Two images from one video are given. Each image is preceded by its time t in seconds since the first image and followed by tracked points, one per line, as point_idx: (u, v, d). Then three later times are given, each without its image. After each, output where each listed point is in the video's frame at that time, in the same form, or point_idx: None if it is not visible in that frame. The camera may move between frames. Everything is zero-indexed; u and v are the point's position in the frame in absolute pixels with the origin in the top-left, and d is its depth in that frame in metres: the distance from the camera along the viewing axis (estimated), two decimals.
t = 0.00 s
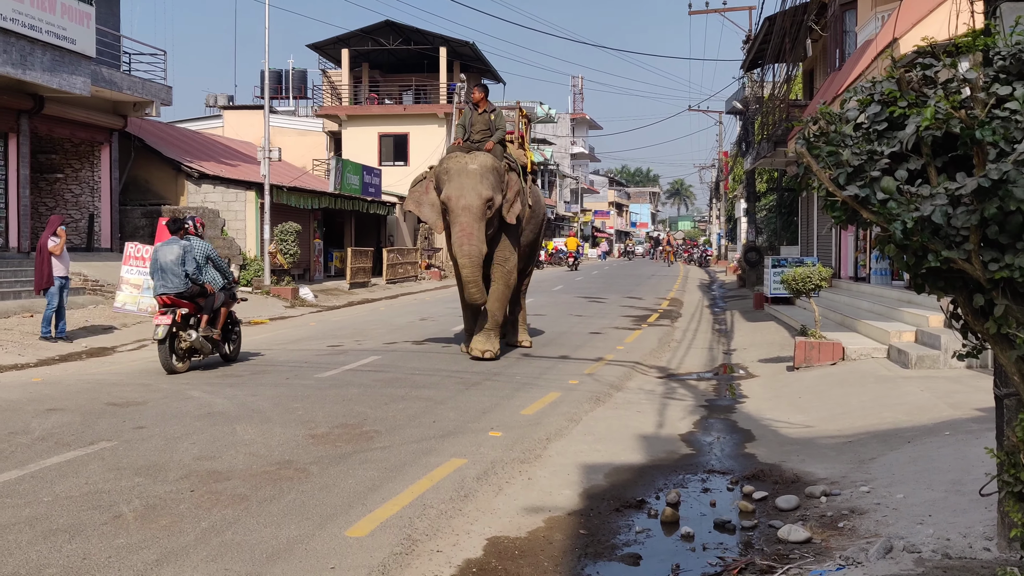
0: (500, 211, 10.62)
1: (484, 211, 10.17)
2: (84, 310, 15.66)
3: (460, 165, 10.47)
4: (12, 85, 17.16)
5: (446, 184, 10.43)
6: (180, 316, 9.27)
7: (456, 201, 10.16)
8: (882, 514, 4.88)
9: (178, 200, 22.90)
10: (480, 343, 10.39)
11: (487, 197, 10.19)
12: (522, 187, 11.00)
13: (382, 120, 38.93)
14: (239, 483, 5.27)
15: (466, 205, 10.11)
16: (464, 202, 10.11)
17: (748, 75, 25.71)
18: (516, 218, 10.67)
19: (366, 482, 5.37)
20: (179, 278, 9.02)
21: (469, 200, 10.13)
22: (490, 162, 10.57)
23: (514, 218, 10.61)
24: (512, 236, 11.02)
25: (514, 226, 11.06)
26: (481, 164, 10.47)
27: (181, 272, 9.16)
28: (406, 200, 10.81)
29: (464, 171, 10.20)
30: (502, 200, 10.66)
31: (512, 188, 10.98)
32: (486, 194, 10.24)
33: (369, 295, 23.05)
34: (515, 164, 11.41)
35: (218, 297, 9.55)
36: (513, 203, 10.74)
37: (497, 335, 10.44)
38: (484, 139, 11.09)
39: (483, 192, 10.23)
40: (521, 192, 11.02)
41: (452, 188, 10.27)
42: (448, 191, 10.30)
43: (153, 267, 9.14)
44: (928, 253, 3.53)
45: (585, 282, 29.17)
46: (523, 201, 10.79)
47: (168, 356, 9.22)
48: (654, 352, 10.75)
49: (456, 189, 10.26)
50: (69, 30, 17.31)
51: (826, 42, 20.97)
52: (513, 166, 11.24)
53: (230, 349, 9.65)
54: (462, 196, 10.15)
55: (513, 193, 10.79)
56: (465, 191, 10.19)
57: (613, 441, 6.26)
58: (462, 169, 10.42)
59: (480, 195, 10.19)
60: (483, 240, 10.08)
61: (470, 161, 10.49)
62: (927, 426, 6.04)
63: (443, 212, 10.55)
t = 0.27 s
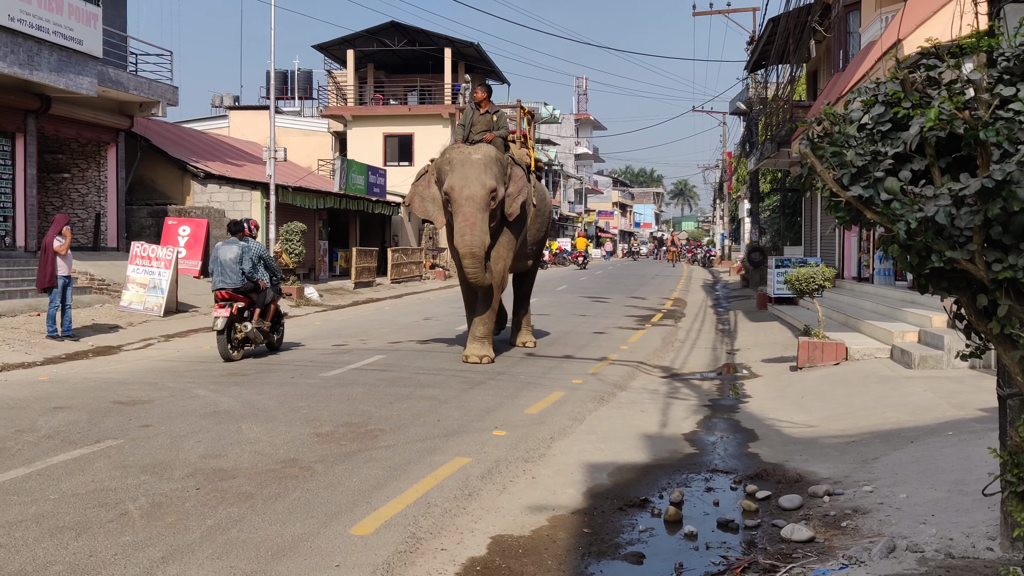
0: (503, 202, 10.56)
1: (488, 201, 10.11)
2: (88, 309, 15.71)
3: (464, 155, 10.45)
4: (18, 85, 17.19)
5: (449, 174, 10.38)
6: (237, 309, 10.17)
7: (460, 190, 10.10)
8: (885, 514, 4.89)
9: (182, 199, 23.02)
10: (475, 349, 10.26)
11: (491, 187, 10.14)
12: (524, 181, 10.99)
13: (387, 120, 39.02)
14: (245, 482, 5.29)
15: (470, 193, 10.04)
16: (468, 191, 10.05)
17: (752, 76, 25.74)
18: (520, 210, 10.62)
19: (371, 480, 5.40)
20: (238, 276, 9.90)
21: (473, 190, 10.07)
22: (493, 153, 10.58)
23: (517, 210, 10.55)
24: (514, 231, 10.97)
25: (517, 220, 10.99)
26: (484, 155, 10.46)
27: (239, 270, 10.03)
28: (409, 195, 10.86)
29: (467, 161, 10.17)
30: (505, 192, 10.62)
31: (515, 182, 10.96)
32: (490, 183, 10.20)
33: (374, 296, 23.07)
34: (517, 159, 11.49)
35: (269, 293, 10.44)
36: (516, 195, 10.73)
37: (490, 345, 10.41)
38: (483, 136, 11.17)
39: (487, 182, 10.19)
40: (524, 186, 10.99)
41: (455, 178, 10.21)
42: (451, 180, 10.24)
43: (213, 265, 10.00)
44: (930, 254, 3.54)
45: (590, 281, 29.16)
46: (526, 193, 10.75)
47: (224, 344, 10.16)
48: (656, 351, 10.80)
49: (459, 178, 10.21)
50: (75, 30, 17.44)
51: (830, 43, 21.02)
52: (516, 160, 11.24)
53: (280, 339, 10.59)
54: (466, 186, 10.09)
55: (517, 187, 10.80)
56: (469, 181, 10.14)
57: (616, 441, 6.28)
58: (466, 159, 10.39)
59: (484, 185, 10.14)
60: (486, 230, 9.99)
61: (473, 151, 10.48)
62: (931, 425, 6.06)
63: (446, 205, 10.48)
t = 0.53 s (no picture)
0: (502, 208, 10.74)
1: (486, 208, 10.29)
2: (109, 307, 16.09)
3: (462, 163, 10.64)
4: (51, 96, 18.61)
5: (449, 182, 10.57)
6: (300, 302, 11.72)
7: (459, 198, 10.30)
8: (869, 502, 5.17)
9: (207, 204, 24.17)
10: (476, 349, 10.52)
11: (489, 194, 10.31)
12: (524, 186, 11.18)
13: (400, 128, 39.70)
14: (265, 470, 5.62)
15: (468, 201, 10.23)
16: (466, 199, 10.23)
17: (743, 86, 26.23)
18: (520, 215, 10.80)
19: (384, 469, 5.72)
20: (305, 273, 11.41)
21: (471, 197, 10.25)
22: (491, 160, 10.77)
23: (516, 215, 10.73)
24: (515, 235, 11.17)
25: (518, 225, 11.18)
26: (482, 162, 10.64)
27: (302, 268, 11.57)
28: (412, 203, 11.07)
29: (465, 169, 10.35)
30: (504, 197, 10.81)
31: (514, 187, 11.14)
32: (488, 191, 10.37)
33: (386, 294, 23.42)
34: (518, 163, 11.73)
35: (328, 288, 11.96)
36: (516, 200, 10.90)
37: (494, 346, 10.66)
38: (485, 139, 11.55)
39: (485, 189, 10.36)
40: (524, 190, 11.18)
41: (454, 186, 10.41)
42: (450, 189, 10.43)
43: (281, 263, 11.58)
44: (913, 256, 3.58)
45: (590, 281, 29.57)
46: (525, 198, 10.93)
47: (289, 332, 11.69)
48: (654, 347, 11.15)
49: (458, 187, 10.39)
50: (104, 44, 18.82)
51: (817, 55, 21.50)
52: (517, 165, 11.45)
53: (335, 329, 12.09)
54: (464, 194, 10.28)
55: (516, 191, 10.98)
56: (468, 189, 10.32)
57: (615, 432, 6.62)
58: (464, 167, 10.58)
59: (482, 192, 10.32)
60: (485, 237, 10.18)
61: (471, 159, 10.67)
62: (913, 418, 6.39)
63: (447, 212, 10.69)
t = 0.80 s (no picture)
0: (497, 214, 10.92)
1: (480, 213, 10.48)
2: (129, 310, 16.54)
3: (457, 170, 10.86)
4: (81, 109, 19.69)
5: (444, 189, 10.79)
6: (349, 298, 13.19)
7: (452, 204, 10.50)
8: (855, 490, 5.45)
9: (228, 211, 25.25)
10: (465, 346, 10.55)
11: (483, 200, 10.50)
12: (522, 192, 11.35)
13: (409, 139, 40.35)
14: (284, 462, 5.95)
15: (461, 206, 10.43)
16: (460, 205, 10.44)
17: (733, 98, 26.84)
18: (516, 220, 10.97)
19: (396, 461, 6.05)
20: (357, 274, 12.65)
21: (465, 203, 10.45)
22: (485, 167, 10.97)
23: (513, 221, 10.91)
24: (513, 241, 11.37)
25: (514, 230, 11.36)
26: (476, 169, 10.86)
27: (352, 268, 13.00)
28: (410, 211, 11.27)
29: (460, 175, 10.57)
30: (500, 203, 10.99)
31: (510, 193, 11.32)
32: (481, 196, 10.57)
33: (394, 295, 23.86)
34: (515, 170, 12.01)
35: (373, 286, 13.44)
36: (513, 206, 11.07)
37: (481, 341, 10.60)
38: (484, 146, 11.88)
39: (479, 194, 10.55)
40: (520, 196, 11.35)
41: (449, 193, 10.62)
42: (445, 196, 10.65)
43: (334, 263, 13.01)
44: (897, 257, 3.93)
45: (590, 282, 30.01)
46: (521, 204, 11.11)
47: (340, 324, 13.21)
48: (651, 345, 11.50)
49: (452, 193, 10.60)
50: (129, 61, 19.79)
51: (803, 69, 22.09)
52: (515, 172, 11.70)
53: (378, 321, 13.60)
54: (458, 200, 10.49)
55: (512, 197, 11.16)
56: (461, 195, 10.51)
57: (614, 425, 6.96)
58: (459, 174, 10.81)
59: (476, 198, 10.51)
60: (479, 241, 10.37)
61: (466, 166, 10.89)
62: (897, 410, 6.73)
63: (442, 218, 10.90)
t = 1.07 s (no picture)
0: (491, 208, 10.65)
1: (473, 204, 10.22)
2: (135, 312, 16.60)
3: (457, 160, 10.64)
4: (86, 111, 19.68)
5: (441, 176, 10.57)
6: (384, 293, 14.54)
7: (447, 191, 10.27)
8: (863, 491, 5.43)
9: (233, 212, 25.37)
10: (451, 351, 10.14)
11: (478, 191, 10.25)
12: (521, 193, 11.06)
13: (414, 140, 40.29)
14: (290, 463, 5.95)
15: (454, 194, 10.18)
16: (454, 193, 10.19)
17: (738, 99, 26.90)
18: (511, 219, 10.67)
19: (402, 461, 6.05)
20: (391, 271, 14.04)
21: (458, 191, 10.21)
22: (486, 160, 10.73)
23: (506, 219, 10.62)
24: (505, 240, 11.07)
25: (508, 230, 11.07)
26: (476, 161, 10.63)
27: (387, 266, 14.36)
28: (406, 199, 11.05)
29: (457, 164, 10.34)
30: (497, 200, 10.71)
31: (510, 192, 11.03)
32: (477, 187, 10.31)
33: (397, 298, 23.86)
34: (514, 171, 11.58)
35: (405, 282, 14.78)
36: (509, 205, 10.78)
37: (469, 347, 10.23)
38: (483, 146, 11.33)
39: (475, 185, 10.31)
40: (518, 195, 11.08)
41: (445, 180, 10.39)
42: (440, 182, 10.43)
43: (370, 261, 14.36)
44: (906, 257, 3.93)
45: (596, 283, 29.99)
46: (519, 204, 10.83)
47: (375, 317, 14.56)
48: (657, 346, 11.49)
49: (448, 181, 10.38)
50: (135, 63, 19.81)
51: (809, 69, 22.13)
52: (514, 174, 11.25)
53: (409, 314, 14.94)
54: (452, 188, 10.25)
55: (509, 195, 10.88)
56: (457, 183, 10.29)
57: (620, 426, 6.96)
58: (458, 164, 10.58)
59: (471, 188, 10.26)
60: (468, 231, 10.07)
61: (466, 157, 10.67)
62: (904, 411, 6.71)
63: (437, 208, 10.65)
